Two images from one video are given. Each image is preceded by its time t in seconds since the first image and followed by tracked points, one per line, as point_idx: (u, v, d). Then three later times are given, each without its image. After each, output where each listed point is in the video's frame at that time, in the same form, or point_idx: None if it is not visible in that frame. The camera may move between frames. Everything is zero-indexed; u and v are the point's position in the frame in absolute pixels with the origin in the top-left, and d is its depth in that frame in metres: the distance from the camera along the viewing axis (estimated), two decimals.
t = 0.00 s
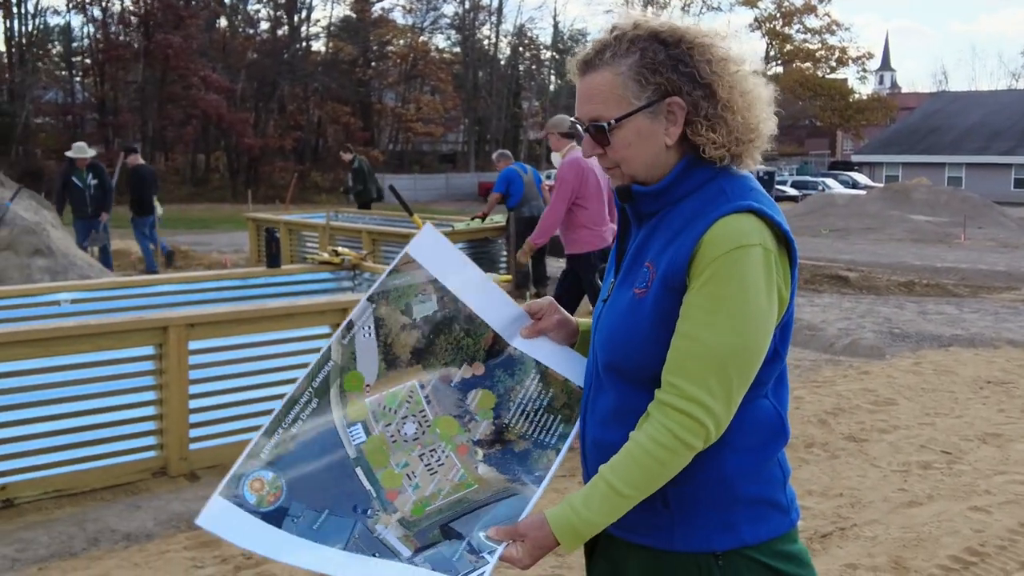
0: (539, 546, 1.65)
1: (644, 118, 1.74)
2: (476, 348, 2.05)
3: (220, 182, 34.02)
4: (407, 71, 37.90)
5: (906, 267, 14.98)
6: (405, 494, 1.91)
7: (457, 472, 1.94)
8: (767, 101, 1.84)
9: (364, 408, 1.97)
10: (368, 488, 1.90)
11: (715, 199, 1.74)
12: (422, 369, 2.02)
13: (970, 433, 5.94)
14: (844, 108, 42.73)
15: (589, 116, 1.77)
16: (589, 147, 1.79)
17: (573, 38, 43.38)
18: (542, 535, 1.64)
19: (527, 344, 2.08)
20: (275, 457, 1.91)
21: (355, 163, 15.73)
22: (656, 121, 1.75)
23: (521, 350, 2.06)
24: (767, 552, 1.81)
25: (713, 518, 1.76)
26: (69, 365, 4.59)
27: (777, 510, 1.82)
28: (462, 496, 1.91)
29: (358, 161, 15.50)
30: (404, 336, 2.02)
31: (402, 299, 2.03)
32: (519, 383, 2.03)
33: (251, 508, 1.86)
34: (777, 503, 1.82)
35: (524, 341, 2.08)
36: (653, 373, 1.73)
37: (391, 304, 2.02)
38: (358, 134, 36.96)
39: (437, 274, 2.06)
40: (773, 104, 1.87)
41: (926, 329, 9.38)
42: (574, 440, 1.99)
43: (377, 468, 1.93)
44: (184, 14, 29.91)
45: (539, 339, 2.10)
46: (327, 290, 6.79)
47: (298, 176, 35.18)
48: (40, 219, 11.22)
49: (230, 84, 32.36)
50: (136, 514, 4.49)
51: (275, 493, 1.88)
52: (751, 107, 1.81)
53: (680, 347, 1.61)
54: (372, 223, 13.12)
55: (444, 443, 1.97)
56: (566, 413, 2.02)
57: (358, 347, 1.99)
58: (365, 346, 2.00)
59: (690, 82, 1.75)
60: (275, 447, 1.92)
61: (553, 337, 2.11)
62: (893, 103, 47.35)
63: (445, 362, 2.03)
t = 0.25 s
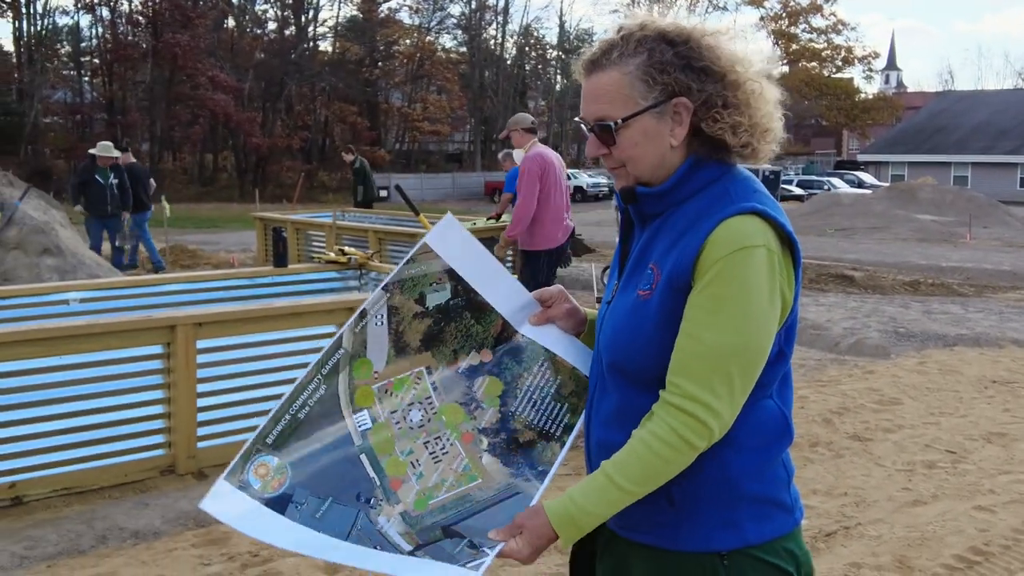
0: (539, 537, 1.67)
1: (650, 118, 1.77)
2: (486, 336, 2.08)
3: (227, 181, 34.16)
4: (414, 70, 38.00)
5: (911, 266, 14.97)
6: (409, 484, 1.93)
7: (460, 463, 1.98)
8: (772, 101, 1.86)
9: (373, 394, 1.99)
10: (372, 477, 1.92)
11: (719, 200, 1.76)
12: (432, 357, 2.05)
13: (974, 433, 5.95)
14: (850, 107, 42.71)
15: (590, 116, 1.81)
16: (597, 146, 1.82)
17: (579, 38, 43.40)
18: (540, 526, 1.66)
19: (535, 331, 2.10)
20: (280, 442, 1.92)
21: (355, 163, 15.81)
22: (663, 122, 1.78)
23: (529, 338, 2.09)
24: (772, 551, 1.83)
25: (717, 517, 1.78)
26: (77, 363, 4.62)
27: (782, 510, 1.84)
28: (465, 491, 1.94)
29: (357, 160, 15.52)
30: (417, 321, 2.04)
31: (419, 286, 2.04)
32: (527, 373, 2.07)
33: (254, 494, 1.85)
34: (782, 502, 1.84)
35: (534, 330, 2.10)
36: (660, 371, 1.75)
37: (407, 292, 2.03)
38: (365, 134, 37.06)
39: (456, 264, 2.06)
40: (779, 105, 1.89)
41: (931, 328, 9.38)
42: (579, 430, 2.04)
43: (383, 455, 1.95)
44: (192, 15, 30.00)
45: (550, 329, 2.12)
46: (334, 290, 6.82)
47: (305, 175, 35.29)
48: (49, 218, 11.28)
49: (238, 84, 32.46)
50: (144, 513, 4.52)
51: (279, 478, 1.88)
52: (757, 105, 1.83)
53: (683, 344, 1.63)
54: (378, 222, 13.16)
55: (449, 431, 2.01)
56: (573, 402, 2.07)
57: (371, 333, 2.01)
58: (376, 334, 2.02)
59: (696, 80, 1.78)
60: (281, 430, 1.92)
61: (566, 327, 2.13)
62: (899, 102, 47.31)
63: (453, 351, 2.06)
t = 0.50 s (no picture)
0: (537, 540, 1.66)
1: (656, 114, 1.76)
2: (480, 342, 2.02)
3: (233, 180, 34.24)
4: (419, 70, 38.05)
5: (917, 265, 14.94)
6: (411, 496, 1.87)
7: (463, 470, 1.92)
8: (779, 98, 1.86)
9: (369, 406, 1.94)
10: (373, 491, 1.86)
11: (721, 198, 1.75)
12: (426, 367, 1.99)
13: (979, 432, 5.93)
14: (856, 106, 42.69)
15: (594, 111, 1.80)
16: (602, 138, 1.79)
17: (585, 36, 43.35)
18: (538, 526, 1.65)
19: (531, 336, 2.06)
20: (279, 462, 1.86)
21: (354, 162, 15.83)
22: (669, 118, 1.77)
23: (526, 342, 2.04)
24: (778, 550, 1.82)
25: (719, 516, 1.78)
26: (83, 363, 4.64)
27: (787, 510, 1.84)
28: (466, 500, 1.89)
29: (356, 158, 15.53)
30: (406, 331, 1.99)
31: (402, 295, 1.99)
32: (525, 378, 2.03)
33: (255, 514, 1.80)
34: (787, 501, 1.84)
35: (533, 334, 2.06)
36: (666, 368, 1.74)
37: (392, 301, 1.98)
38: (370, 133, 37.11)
39: (437, 270, 2.01)
40: (787, 105, 1.88)
41: (937, 328, 9.35)
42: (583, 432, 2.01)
43: (384, 469, 1.89)
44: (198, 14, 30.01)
45: (547, 332, 2.08)
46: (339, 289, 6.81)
47: (311, 174, 35.34)
48: (55, 218, 11.29)
49: (244, 83, 32.51)
50: (148, 511, 4.53)
51: (282, 498, 1.83)
52: (764, 103, 1.83)
53: (685, 341, 1.63)
54: (383, 221, 13.17)
55: (450, 441, 1.95)
56: (575, 405, 2.04)
57: (360, 347, 1.96)
58: (364, 342, 1.96)
59: (700, 78, 1.77)
60: (280, 452, 1.87)
61: (560, 329, 2.10)
62: (905, 101, 47.23)
63: (449, 359, 2.00)
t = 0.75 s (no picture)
0: (547, 546, 1.65)
1: (664, 104, 1.76)
2: (481, 362, 2.01)
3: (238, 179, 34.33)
4: (423, 69, 38.04)
5: (923, 265, 14.90)
6: (431, 521, 1.86)
7: (479, 489, 1.91)
8: (783, 98, 1.86)
9: (384, 445, 1.91)
10: (394, 522, 1.85)
11: (725, 197, 1.75)
12: (432, 399, 1.98)
13: (985, 432, 5.91)
14: (861, 105, 42.62)
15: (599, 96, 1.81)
16: (607, 129, 1.80)
17: (590, 35, 43.30)
18: (548, 533, 1.64)
19: (533, 347, 2.05)
20: (303, 511, 1.84)
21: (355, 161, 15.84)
22: (676, 111, 1.77)
23: (531, 356, 2.04)
24: (785, 553, 1.82)
25: (726, 518, 1.78)
26: (88, 362, 4.65)
27: (793, 511, 1.84)
28: (485, 517, 1.88)
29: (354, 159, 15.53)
30: (406, 365, 1.97)
31: (394, 331, 1.97)
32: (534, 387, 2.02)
33: (289, 566, 1.80)
34: (793, 503, 1.83)
35: (536, 345, 2.05)
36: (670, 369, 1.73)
37: (385, 339, 1.97)
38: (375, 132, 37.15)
39: (424, 302, 2.00)
40: (792, 105, 1.88)
41: (942, 327, 9.33)
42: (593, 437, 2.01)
43: (403, 499, 1.88)
44: (203, 12, 30.05)
45: (549, 340, 2.07)
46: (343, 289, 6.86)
47: (316, 174, 35.33)
48: (60, 217, 11.29)
49: (249, 82, 32.52)
50: (152, 510, 4.54)
51: (310, 545, 1.82)
52: (771, 102, 1.83)
53: (689, 340, 1.62)
54: (387, 220, 13.18)
55: (465, 462, 1.93)
56: (585, 406, 2.04)
57: (364, 391, 1.94)
58: (368, 387, 1.95)
59: (710, 72, 1.77)
60: (302, 501, 1.85)
61: (563, 335, 2.09)
62: (910, 99, 47.14)
63: (455, 385, 1.99)
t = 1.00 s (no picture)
0: (561, 551, 1.64)
1: (678, 93, 1.76)
2: (490, 375, 1.98)
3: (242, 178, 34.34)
4: (428, 68, 38.05)
5: (927, 264, 14.86)
6: (462, 541, 1.86)
7: (502, 501, 1.90)
8: (793, 96, 1.86)
9: (411, 475, 1.88)
10: (429, 548, 1.85)
11: (729, 194, 1.74)
12: (446, 420, 1.94)
13: (989, 431, 5.90)
14: (865, 104, 42.59)
15: (614, 79, 1.81)
16: (618, 109, 1.80)
17: (594, 34, 43.21)
18: (561, 540, 1.64)
19: (538, 348, 2.05)
20: (348, 554, 1.84)
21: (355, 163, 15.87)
22: (689, 101, 1.77)
23: (537, 357, 2.03)
24: (790, 553, 1.81)
25: (731, 516, 1.77)
26: (91, 360, 4.65)
27: (798, 510, 1.83)
28: (510, 527, 1.88)
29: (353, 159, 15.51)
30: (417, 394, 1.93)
31: (397, 363, 1.93)
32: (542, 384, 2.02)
33: None
34: (797, 502, 1.82)
35: (542, 345, 2.05)
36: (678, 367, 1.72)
37: (391, 373, 1.93)
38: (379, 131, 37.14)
39: (422, 328, 1.95)
40: (802, 103, 1.87)
41: (947, 326, 9.31)
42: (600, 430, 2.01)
43: (434, 523, 1.86)
44: (208, 11, 30.03)
45: (553, 340, 2.08)
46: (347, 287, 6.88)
47: (320, 173, 35.34)
48: (63, 215, 11.30)
49: (253, 81, 32.52)
50: (155, 508, 4.53)
51: None
52: (780, 102, 1.83)
53: (697, 337, 1.62)
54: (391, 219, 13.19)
55: (486, 476, 1.92)
56: (590, 399, 2.03)
57: (381, 427, 1.89)
58: (386, 423, 1.90)
59: (727, 65, 1.77)
60: (343, 544, 1.84)
61: (566, 336, 2.10)
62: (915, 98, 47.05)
63: (468, 403, 1.95)
